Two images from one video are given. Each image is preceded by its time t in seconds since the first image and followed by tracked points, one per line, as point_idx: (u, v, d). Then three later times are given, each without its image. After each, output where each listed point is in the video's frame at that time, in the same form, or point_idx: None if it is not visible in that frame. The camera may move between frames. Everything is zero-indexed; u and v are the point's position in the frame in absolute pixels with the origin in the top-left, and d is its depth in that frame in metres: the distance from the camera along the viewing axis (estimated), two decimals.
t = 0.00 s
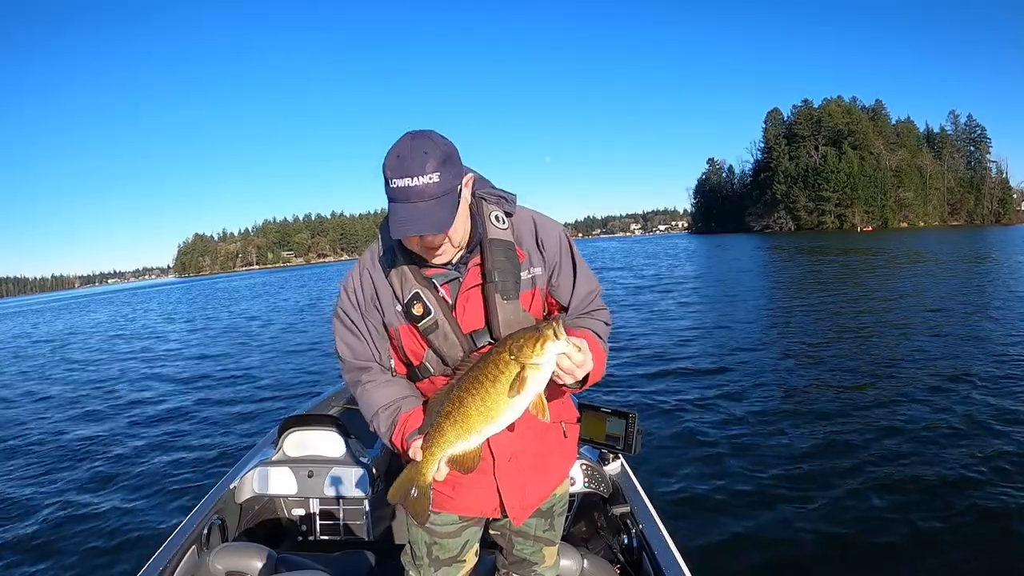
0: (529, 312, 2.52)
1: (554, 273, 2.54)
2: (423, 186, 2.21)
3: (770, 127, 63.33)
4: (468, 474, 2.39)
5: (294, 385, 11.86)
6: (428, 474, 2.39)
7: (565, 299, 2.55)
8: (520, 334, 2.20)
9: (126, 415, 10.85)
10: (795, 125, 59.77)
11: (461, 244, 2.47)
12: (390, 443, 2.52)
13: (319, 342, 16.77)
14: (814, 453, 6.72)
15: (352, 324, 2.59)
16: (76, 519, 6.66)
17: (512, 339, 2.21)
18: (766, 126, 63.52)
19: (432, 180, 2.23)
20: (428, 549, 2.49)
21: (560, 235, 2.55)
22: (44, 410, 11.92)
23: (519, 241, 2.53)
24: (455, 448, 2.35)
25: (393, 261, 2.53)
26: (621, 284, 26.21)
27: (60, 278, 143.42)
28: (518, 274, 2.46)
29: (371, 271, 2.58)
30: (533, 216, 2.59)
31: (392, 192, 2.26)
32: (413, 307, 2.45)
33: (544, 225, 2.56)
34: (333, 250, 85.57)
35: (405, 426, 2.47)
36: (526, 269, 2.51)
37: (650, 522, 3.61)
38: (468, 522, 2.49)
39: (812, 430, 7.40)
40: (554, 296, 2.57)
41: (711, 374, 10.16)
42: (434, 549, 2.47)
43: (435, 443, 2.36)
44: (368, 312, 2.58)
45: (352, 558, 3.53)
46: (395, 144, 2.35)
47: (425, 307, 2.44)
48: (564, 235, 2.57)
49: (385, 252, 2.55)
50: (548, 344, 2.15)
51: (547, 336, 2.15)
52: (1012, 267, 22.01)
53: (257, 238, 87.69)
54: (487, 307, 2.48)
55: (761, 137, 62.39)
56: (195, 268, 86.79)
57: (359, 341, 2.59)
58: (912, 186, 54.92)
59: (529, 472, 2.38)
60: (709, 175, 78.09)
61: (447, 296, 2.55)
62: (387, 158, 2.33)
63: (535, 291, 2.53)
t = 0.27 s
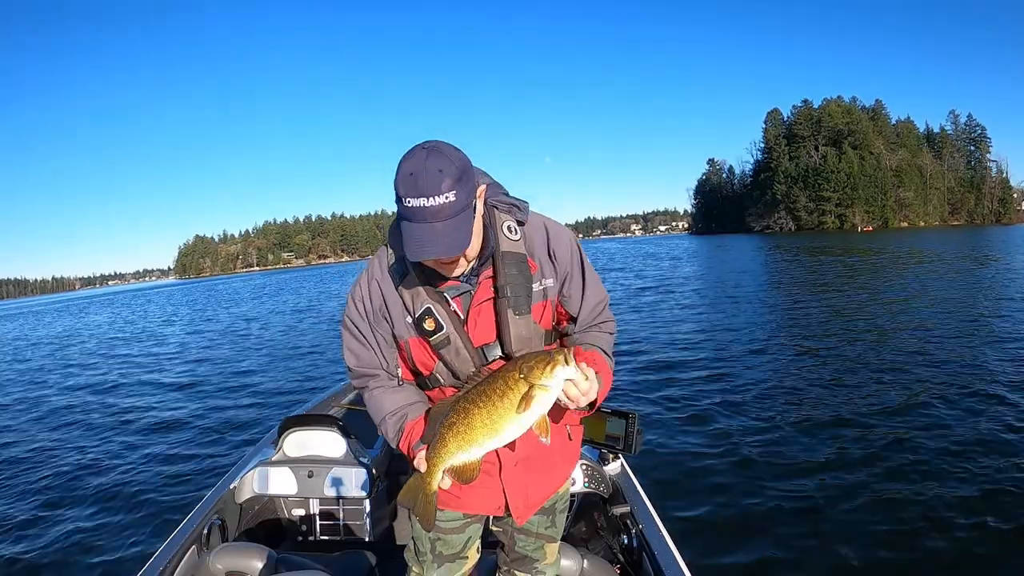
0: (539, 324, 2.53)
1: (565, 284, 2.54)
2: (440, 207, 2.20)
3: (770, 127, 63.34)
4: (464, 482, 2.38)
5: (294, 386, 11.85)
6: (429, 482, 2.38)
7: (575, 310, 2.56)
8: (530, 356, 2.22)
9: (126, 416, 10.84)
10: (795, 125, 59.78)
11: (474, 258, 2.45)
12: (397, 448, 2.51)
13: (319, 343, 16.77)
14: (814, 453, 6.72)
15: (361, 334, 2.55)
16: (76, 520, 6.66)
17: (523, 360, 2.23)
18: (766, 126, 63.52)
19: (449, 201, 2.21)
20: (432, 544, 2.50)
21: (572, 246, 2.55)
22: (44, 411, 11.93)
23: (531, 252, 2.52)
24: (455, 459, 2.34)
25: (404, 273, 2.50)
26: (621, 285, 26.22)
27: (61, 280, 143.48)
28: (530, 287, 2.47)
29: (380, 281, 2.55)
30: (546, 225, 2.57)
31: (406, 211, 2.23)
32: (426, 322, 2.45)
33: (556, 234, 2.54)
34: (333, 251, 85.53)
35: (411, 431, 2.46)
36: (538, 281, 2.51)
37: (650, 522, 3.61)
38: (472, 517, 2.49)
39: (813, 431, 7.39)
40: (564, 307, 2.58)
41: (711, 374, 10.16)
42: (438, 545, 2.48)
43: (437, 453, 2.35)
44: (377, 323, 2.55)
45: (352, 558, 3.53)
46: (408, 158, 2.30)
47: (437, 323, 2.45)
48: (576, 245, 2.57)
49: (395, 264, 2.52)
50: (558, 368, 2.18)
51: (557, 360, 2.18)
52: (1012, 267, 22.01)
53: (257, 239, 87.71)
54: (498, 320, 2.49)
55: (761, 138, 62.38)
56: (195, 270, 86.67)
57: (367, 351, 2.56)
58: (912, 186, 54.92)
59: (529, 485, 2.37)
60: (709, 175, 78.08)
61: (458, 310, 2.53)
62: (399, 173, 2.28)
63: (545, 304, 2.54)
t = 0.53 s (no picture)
0: (549, 334, 2.55)
1: (574, 292, 2.54)
2: (455, 225, 2.19)
3: (770, 127, 63.29)
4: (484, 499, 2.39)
5: (294, 386, 11.84)
6: (447, 505, 2.38)
7: (583, 317, 2.55)
8: (534, 369, 2.21)
9: (126, 416, 10.86)
10: (795, 125, 59.73)
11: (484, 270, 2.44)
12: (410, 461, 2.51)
13: (319, 343, 16.76)
14: (815, 454, 6.71)
15: (369, 348, 2.55)
16: (76, 520, 6.66)
17: (527, 374, 2.22)
18: (767, 126, 63.48)
19: (464, 218, 2.20)
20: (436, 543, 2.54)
21: (580, 253, 2.54)
22: (45, 411, 11.94)
23: (540, 262, 2.52)
24: (472, 479, 2.35)
25: (412, 287, 2.48)
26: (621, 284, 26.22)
27: (61, 279, 143.53)
28: (540, 298, 2.47)
29: (387, 295, 2.54)
30: (554, 232, 2.55)
31: (420, 229, 2.22)
32: (436, 338, 2.46)
33: (564, 242, 2.54)
34: (333, 250, 85.49)
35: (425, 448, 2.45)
36: (547, 291, 2.51)
37: (650, 522, 3.61)
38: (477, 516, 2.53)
39: (813, 431, 7.39)
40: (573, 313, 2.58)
41: (711, 374, 10.15)
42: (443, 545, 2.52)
43: (453, 475, 2.34)
44: (386, 337, 2.56)
45: (352, 558, 3.52)
46: (417, 173, 2.26)
47: (448, 339, 2.45)
48: (584, 251, 2.56)
49: (402, 277, 2.49)
50: (563, 378, 2.16)
51: (562, 370, 2.17)
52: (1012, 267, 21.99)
53: (257, 239, 87.67)
54: (509, 334, 2.50)
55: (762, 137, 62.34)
56: (196, 270, 86.66)
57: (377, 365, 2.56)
58: (912, 186, 54.90)
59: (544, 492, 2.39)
60: (710, 175, 78.04)
61: (468, 322, 2.53)
62: (409, 187, 2.25)
63: (554, 312, 2.55)
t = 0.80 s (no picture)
0: (555, 340, 2.54)
1: (578, 297, 2.54)
2: (460, 238, 2.19)
3: (771, 126, 63.23)
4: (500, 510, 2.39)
5: (293, 385, 11.82)
6: (462, 520, 2.38)
7: (588, 320, 2.56)
8: (535, 377, 2.20)
9: (126, 414, 10.87)
10: (796, 124, 59.67)
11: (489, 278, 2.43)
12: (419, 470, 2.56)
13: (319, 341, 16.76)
14: (814, 454, 6.71)
15: (374, 360, 2.55)
16: (75, 519, 6.66)
17: (529, 383, 2.21)
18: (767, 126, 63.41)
19: (469, 231, 2.19)
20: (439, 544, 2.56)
21: (583, 255, 2.53)
22: (45, 408, 11.95)
23: (544, 269, 2.49)
24: (485, 493, 2.35)
25: (415, 300, 2.46)
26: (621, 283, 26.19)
27: (60, 278, 143.51)
28: (546, 306, 2.45)
29: (391, 307, 2.52)
30: (558, 237, 2.54)
31: (423, 241, 2.21)
32: (441, 350, 2.44)
33: (567, 248, 2.52)
34: (333, 248, 85.43)
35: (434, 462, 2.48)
36: (553, 298, 2.49)
37: (650, 522, 3.61)
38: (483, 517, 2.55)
39: (813, 431, 7.38)
40: (578, 318, 2.58)
41: (711, 374, 10.14)
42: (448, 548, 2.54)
43: (465, 490, 2.34)
44: (391, 349, 2.55)
45: (352, 558, 3.52)
46: (420, 185, 2.24)
47: (454, 351, 2.43)
48: (587, 254, 2.55)
49: (405, 289, 2.47)
50: (565, 383, 2.15)
51: (563, 375, 2.15)
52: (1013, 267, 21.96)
53: (257, 237, 87.58)
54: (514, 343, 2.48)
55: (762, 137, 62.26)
56: (195, 268, 86.57)
57: (383, 376, 2.57)
58: (912, 186, 54.85)
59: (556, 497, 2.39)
60: (710, 174, 77.96)
61: (473, 333, 2.53)
62: (412, 198, 2.24)
63: (559, 318, 2.53)
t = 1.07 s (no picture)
0: (555, 336, 2.52)
1: (577, 292, 2.54)
2: (452, 208, 2.18)
3: (771, 126, 63.20)
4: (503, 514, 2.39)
5: (293, 385, 11.81)
6: (466, 529, 2.39)
7: (586, 317, 2.55)
8: (524, 378, 2.20)
9: (126, 413, 10.87)
10: (796, 124, 59.65)
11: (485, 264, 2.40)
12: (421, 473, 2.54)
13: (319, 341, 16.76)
14: (814, 453, 6.71)
15: (375, 356, 2.56)
16: (76, 519, 6.66)
17: (518, 385, 2.21)
18: (767, 125, 63.39)
19: (462, 201, 2.19)
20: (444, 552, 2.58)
21: (582, 251, 2.54)
22: (45, 407, 11.95)
23: (542, 263, 2.50)
24: (486, 499, 2.35)
25: (415, 292, 2.47)
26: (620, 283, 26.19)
27: (60, 277, 143.53)
28: (545, 299, 2.44)
29: (389, 301, 2.54)
30: (557, 233, 2.55)
31: (416, 209, 2.22)
32: (441, 343, 2.42)
33: (565, 243, 2.54)
34: (333, 247, 85.39)
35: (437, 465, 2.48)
36: (552, 292, 2.49)
37: (650, 522, 3.60)
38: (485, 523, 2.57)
39: (813, 431, 7.38)
40: (577, 314, 2.57)
41: (710, 374, 10.15)
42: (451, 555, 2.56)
43: (465, 497, 2.35)
44: (392, 344, 2.56)
45: (352, 558, 3.52)
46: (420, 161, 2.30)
47: (453, 344, 2.42)
48: (586, 250, 2.56)
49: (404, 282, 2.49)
50: (551, 381, 2.13)
51: (549, 374, 2.14)
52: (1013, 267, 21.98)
53: (258, 236, 87.59)
54: (514, 337, 2.46)
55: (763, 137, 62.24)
56: (195, 266, 86.57)
57: (384, 373, 2.58)
58: (913, 186, 54.85)
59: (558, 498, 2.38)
60: (710, 174, 77.92)
61: (474, 327, 2.52)
62: (411, 172, 2.28)
63: (559, 313, 2.52)
